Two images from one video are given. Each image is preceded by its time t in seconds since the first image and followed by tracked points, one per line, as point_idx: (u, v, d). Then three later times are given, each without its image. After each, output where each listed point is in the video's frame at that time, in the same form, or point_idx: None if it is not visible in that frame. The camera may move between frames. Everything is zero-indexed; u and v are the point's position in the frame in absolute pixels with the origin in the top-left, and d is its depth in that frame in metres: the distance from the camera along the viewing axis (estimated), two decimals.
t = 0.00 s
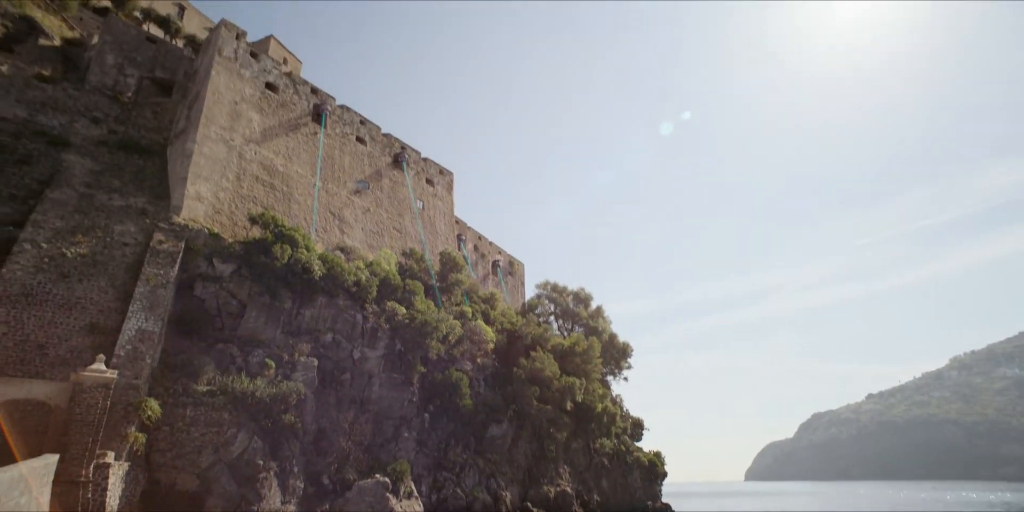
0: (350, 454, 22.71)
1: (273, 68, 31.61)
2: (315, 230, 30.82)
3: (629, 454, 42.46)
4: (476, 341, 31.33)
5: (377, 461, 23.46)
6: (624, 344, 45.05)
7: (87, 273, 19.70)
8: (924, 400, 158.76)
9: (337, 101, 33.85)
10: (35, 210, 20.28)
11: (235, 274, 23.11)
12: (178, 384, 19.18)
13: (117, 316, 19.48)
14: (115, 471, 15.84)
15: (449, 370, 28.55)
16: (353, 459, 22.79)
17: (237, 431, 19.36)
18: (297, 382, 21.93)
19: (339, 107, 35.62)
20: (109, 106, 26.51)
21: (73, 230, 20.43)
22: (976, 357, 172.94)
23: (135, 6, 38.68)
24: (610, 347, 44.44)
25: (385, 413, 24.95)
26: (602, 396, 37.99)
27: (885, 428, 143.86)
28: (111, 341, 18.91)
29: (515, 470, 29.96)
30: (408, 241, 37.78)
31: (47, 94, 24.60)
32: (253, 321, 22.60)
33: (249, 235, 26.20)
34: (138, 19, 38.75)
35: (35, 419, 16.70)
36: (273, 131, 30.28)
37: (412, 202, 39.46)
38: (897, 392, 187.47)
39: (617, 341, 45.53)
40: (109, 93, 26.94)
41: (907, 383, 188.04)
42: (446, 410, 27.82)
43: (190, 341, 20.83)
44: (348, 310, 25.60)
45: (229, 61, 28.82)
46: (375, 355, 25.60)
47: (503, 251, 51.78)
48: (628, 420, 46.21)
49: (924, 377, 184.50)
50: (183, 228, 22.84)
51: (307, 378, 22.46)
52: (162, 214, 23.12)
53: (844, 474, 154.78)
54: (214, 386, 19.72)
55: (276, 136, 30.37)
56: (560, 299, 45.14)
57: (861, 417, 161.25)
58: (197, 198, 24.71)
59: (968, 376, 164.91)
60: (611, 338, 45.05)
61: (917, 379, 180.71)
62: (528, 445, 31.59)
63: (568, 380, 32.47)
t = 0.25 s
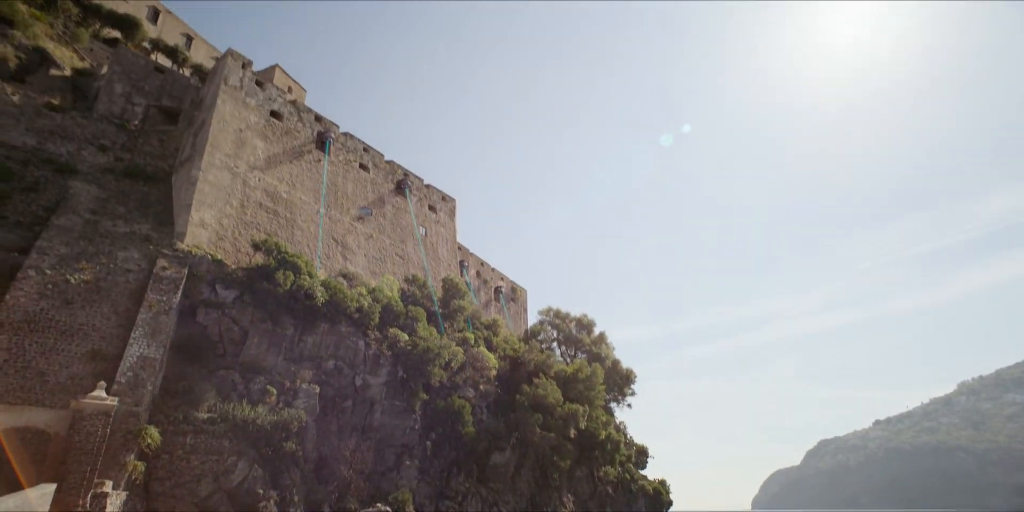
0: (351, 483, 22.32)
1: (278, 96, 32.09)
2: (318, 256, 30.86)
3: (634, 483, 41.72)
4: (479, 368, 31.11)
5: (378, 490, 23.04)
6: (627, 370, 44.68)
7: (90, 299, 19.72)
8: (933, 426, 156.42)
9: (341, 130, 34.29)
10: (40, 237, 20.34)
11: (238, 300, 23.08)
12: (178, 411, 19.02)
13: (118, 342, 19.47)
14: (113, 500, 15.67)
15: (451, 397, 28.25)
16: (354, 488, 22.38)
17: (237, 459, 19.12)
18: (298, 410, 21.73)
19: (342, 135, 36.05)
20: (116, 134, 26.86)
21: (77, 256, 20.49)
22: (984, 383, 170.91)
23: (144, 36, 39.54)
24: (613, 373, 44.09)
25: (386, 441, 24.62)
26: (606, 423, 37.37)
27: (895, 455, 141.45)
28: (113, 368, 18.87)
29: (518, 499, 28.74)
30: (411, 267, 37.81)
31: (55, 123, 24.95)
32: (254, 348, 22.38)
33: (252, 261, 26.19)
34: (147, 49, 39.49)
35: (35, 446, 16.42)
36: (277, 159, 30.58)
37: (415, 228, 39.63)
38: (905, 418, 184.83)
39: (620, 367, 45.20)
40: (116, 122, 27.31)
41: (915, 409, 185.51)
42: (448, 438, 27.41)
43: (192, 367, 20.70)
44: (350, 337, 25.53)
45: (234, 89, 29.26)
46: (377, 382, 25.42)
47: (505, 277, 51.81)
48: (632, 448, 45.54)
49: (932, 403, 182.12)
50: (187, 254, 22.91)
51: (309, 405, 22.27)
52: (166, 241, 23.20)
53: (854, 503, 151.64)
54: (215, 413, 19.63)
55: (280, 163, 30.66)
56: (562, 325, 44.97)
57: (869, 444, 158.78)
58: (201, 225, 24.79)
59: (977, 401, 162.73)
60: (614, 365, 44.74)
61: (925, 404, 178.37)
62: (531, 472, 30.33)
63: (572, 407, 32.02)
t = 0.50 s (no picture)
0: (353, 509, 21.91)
1: (282, 121, 32.48)
2: (321, 279, 30.83)
3: (640, 509, 40.93)
4: (482, 391, 30.94)
5: None
6: (631, 393, 44.22)
7: (93, 323, 19.71)
8: (943, 450, 153.91)
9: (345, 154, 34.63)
10: (45, 260, 20.42)
11: (241, 324, 23.03)
12: (179, 435, 18.82)
13: (121, 367, 19.41)
14: None
15: (454, 421, 27.90)
16: None
17: (238, 484, 18.87)
18: (300, 434, 21.52)
19: (346, 159, 36.36)
20: (122, 158, 27.13)
21: (82, 280, 20.54)
22: (994, 405, 168.58)
23: (151, 63, 40.30)
24: (617, 396, 43.66)
25: (389, 466, 24.29)
26: (611, 447, 36.73)
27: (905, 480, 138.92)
28: (115, 392, 18.78)
29: None
30: (413, 290, 37.78)
31: (63, 148, 25.22)
32: (257, 372, 22.33)
33: (255, 284, 26.17)
34: (154, 75, 40.15)
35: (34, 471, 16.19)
36: (281, 183, 30.81)
37: (417, 252, 39.70)
38: (915, 442, 181.96)
39: (624, 391, 44.76)
40: (123, 147, 27.62)
41: (924, 432, 182.75)
42: (451, 464, 26.95)
43: (194, 391, 20.55)
44: (353, 360, 25.42)
45: (239, 114, 29.63)
46: (379, 405, 25.22)
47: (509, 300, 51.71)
48: (638, 473, 44.82)
49: (941, 426, 179.50)
50: (190, 278, 22.94)
51: (311, 429, 22.05)
52: (170, 264, 23.25)
53: None
54: (217, 438, 19.47)
55: (283, 187, 30.87)
56: (566, 349, 44.73)
57: (878, 468, 156.16)
58: (205, 248, 24.86)
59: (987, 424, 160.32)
60: (618, 388, 44.34)
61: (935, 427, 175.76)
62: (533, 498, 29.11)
63: (576, 431, 31.59)
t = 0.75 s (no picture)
0: None
1: (287, 142, 32.78)
2: (324, 299, 30.81)
3: None
4: (485, 411, 30.61)
5: None
6: (636, 413, 43.81)
7: (96, 343, 19.68)
8: (954, 470, 151.49)
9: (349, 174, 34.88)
10: (49, 281, 20.56)
11: (244, 344, 22.97)
12: (181, 457, 18.64)
13: (123, 387, 19.31)
14: None
15: (457, 441, 27.53)
16: None
17: (239, 506, 18.63)
18: (301, 455, 21.33)
19: (349, 179, 36.59)
20: (127, 179, 27.33)
21: (85, 300, 20.59)
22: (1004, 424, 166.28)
23: (158, 85, 40.87)
24: (622, 416, 43.25)
25: (391, 487, 23.98)
26: (615, 468, 36.08)
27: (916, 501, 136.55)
28: (116, 413, 18.68)
29: None
30: (416, 310, 37.71)
31: (70, 170, 25.44)
32: (259, 392, 22.26)
33: (258, 304, 26.15)
34: (160, 97, 40.68)
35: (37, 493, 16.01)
36: (284, 203, 30.97)
37: (420, 271, 39.73)
38: (924, 462, 179.22)
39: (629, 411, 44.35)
40: (128, 168, 27.83)
41: (934, 453, 180.04)
42: (453, 485, 26.38)
43: (196, 412, 20.38)
44: (356, 381, 25.32)
45: (243, 135, 29.93)
46: (382, 426, 25.04)
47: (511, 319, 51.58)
48: (643, 495, 44.15)
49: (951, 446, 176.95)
50: (194, 298, 22.91)
51: (313, 450, 21.84)
52: (174, 284, 23.27)
53: None
54: (218, 459, 19.28)
55: (287, 207, 31.02)
56: (569, 369, 44.48)
57: (888, 489, 153.68)
58: (208, 268, 24.89)
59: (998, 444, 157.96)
60: (622, 408, 43.95)
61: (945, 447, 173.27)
62: None
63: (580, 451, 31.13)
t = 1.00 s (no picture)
0: None
1: (290, 160, 33.00)
2: (325, 317, 30.72)
3: None
4: (487, 429, 30.13)
5: None
6: (639, 432, 43.43)
7: (98, 361, 19.63)
8: (963, 489, 149.24)
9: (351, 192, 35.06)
10: (52, 299, 20.57)
11: (246, 362, 22.88)
12: (181, 476, 18.50)
13: (123, 406, 19.23)
14: None
15: (459, 460, 27.21)
16: None
17: None
18: (302, 474, 21.17)
19: (352, 197, 36.71)
20: (131, 198, 27.47)
21: (87, 318, 20.58)
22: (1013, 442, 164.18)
23: (162, 104, 41.31)
24: (625, 435, 42.82)
25: (393, 507, 23.69)
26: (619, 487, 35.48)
27: None
28: (116, 432, 18.59)
29: None
30: (418, 327, 37.62)
31: (75, 188, 25.60)
32: (261, 410, 22.07)
33: (260, 322, 26.11)
34: (165, 116, 41.08)
35: None
36: (287, 221, 31.07)
37: (422, 289, 39.68)
38: (933, 481, 176.65)
39: (632, 429, 43.93)
40: (133, 186, 27.97)
41: (943, 471, 177.51)
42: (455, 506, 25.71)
43: (197, 431, 20.19)
44: (357, 399, 25.21)
45: (247, 154, 30.13)
46: (384, 445, 24.85)
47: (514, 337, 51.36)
48: None
49: (960, 464, 174.56)
50: (196, 316, 22.78)
51: (314, 469, 21.69)
52: (176, 302, 23.26)
53: None
54: (218, 478, 19.08)
55: (289, 225, 31.11)
56: (572, 386, 44.16)
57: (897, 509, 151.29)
58: (210, 286, 24.89)
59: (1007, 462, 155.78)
60: (625, 426, 43.57)
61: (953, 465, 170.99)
62: None
63: (583, 470, 30.72)
